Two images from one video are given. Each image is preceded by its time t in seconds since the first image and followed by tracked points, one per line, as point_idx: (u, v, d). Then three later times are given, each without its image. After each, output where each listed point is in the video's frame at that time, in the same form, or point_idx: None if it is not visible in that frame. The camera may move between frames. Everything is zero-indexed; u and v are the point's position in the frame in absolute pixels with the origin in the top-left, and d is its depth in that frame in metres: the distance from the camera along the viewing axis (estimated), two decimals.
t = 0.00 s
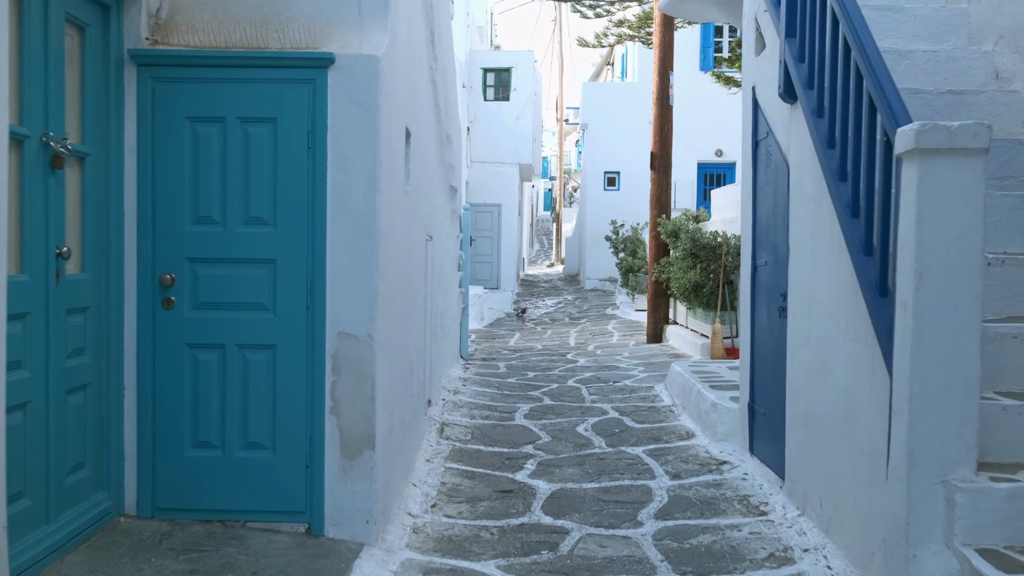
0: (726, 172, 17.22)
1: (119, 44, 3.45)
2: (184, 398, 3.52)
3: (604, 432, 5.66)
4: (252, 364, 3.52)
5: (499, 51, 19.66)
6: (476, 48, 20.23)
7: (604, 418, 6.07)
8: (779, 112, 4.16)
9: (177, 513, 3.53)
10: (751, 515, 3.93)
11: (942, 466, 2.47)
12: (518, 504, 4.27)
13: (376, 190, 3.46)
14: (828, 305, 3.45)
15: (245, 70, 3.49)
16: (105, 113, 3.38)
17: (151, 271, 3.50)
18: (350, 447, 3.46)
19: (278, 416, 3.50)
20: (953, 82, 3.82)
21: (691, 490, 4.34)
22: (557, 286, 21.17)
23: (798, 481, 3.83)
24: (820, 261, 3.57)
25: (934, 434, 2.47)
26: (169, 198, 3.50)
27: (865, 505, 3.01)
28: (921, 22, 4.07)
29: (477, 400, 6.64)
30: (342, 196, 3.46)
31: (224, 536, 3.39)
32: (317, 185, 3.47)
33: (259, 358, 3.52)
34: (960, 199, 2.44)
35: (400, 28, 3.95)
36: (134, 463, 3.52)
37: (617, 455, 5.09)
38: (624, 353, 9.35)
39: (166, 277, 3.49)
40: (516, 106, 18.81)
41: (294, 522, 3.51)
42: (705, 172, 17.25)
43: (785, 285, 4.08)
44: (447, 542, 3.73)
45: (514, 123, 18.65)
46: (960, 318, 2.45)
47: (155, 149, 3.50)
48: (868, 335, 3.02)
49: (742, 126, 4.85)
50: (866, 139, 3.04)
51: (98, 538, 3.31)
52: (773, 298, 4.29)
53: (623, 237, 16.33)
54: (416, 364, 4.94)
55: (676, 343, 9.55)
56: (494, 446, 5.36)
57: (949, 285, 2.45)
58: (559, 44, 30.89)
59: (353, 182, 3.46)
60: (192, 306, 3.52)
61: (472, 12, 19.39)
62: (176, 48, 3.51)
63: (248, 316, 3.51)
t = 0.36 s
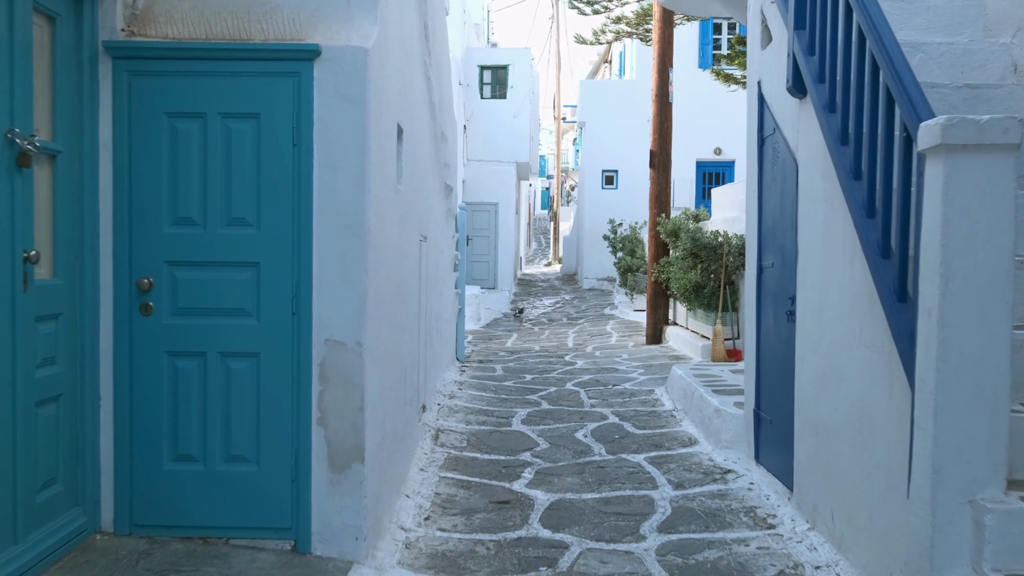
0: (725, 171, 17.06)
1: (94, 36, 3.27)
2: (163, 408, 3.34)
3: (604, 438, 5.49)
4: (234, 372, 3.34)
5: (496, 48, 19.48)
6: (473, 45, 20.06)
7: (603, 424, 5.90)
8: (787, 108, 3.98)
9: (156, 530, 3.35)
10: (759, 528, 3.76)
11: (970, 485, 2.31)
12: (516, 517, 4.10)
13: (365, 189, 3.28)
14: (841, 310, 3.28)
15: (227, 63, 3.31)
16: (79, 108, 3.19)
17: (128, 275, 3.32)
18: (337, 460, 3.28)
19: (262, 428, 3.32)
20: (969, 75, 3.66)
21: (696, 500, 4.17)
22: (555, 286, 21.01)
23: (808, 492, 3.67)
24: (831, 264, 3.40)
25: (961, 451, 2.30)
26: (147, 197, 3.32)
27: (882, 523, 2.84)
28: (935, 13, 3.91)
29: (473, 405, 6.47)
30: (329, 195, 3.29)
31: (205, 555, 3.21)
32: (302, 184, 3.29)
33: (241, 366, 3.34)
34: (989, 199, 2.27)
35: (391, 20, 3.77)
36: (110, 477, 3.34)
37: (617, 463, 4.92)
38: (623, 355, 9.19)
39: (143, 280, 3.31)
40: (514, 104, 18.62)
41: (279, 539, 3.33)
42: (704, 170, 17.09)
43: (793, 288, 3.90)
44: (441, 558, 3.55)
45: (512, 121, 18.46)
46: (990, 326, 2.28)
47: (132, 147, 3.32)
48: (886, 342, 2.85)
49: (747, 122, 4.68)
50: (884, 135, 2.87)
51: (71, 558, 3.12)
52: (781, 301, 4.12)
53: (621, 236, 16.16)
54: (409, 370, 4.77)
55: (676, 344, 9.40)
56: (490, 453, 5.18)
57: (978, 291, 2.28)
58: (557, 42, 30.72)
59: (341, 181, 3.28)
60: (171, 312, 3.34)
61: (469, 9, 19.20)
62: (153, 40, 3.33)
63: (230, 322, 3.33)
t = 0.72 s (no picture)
0: (724, 169, 16.90)
1: (66, 25, 3.09)
2: (141, 418, 3.16)
3: (604, 444, 5.32)
4: (215, 381, 3.16)
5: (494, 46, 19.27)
6: (470, 43, 19.87)
7: (603, 429, 5.73)
8: (796, 102, 3.81)
9: (133, 547, 3.17)
10: (767, 543, 3.59)
11: (1002, 506, 2.14)
12: (513, 529, 3.92)
13: (353, 187, 3.10)
14: (855, 314, 3.11)
15: (207, 54, 3.13)
16: (50, 102, 3.02)
17: (103, 279, 3.14)
18: (324, 473, 3.10)
19: (244, 439, 3.15)
20: (987, 67, 3.48)
21: (700, 512, 4.01)
22: (553, 285, 20.85)
23: (819, 505, 3.50)
24: (844, 265, 3.23)
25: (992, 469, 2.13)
26: (123, 197, 3.15)
27: (903, 543, 2.67)
28: (950, 3, 3.73)
29: (469, 409, 6.30)
30: (315, 194, 3.11)
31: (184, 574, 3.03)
32: (287, 182, 3.12)
33: (223, 374, 3.16)
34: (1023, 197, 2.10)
35: (381, 10, 3.59)
36: (85, 491, 3.16)
37: (618, 471, 4.75)
38: (622, 357, 9.03)
39: (119, 284, 3.13)
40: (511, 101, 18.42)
41: (262, 557, 3.15)
42: (703, 168, 16.93)
43: (803, 290, 3.73)
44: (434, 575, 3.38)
45: (509, 119, 18.28)
46: None
47: (107, 143, 3.15)
48: (905, 350, 2.68)
49: (752, 118, 4.51)
50: (903, 130, 2.70)
51: None
52: (789, 305, 3.95)
53: (619, 236, 15.99)
54: (402, 375, 4.59)
55: (677, 346, 9.24)
56: (486, 461, 5.01)
57: (1012, 296, 2.11)
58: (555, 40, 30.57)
59: (328, 179, 3.10)
60: (149, 317, 3.16)
61: (465, 6, 19.00)
62: (130, 29, 3.15)
63: (211, 328, 3.16)
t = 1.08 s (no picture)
0: (723, 169, 16.76)
1: (36, 12, 2.91)
2: (116, 428, 2.99)
3: (604, 451, 5.16)
4: (194, 388, 2.99)
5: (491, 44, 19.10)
6: (467, 41, 19.69)
7: (602, 435, 5.56)
8: (806, 97, 3.65)
9: (107, 565, 2.99)
10: (776, 557, 3.43)
11: None
12: (510, 542, 3.75)
13: (340, 184, 2.93)
14: (871, 319, 2.94)
15: (186, 43, 2.96)
16: (18, 93, 2.84)
17: (75, 281, 2.97)
18: (310, 487, 2.93)
19: (226, 450, 2.98)
20: (1008, 59, 3.32)
21: (705, 524, 3.84)
22: (552, 285, 20.71)
23: (830, 519, 3.34)
24: (858, 267, 3.06)
25: None
26: (97, 194, 2.98)
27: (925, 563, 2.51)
28: None
29: (465, 414, 6.13)
30: (300, 191, 2.94)
31: None
32: (270, 179, 2.95)
33: (203, 381, 2.99)
34: None
35: None
36: (57, 506, 2.99)
37: (619, 480, 4.58)
38: (622, 359, 8.87)
39: (92, 287, 2.96)
40: (508, 100, 18.25)
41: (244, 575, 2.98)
42: (702, 168, 16.79)
43: (813, 293, 3.57)
44: None
45: (506, 118, 18.12)
46: None
47: (80, 137, 2.97)
48: (927, 357, 2.52)
49: (758, 113, 4.34)
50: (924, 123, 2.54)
51: None
52: (798, 308, 3.78)
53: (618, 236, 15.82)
54: (394, 381, 4.42)
55: (677, 348, 9.08)
56: (482, 469, 4.83)
57: None
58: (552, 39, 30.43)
59: (313, 175, 2.93)
60: (124, 321, 2.99)
61: (462, 4, 18.84)
62: (104, 16, 2.98)
63: (190, 333, 2.99)
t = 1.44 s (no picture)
0: (721, 168, 16.61)
1: None
2: (88, 441, 2.82)
3: (603, 458, 4.99)
4: (172, 398, 2.82)
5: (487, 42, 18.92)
6: (463, 40, 19.50)
7: (602, 441, 5.39)
8: (816, 91, 3.49)
9: None
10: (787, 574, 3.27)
11: None
12: (507, 557, 3.58)
13: (326, 181, 2.76)
14: (889, 324, 2.78)
15: (163, 32, 2.79)
16: None
17: (45, 284, 2.80)
18: (295, 503, 2.76)
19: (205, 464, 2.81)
20: None
21: (711, 537, 3.68)
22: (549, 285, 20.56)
23: (843, 534, 3.18)
24: (874, 269, 2.90)
25: None
26: (68, 192, 2.80)
27: None
28: None
29: (461, 419, 5.96)
30: (284, 189, 2.77)
31: None
32: (252, 175, 2.78)
33: (181, 391, 2.82)
34: None
35: None
36: (25, 524, 2.81)
37: (620, 489, 4.41)
38: (621, 361, 8.72)
39: (63, 290, 2.78)
40: (505, 99, 18.07)
41: None
42: (701, 168, 16.64)
43: (824, 295, 3.41)
44: None
45: (503, 116, 17.97)
46: None
47: (51, 132, 2.80)
48: (953, 366, 2.36)
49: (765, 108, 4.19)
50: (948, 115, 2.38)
51: None
52: (808, 312, 3.62)
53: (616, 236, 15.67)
54: (387, 387, 4.25)
55: (677, 350, 8.91)
56: (478, 478, 4.66)
57: None
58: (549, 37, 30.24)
59: (298, 172, 2.76)
60: (97, 327, 2.82)
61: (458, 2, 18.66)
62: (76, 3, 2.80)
63: (167, 339, 2.81)
